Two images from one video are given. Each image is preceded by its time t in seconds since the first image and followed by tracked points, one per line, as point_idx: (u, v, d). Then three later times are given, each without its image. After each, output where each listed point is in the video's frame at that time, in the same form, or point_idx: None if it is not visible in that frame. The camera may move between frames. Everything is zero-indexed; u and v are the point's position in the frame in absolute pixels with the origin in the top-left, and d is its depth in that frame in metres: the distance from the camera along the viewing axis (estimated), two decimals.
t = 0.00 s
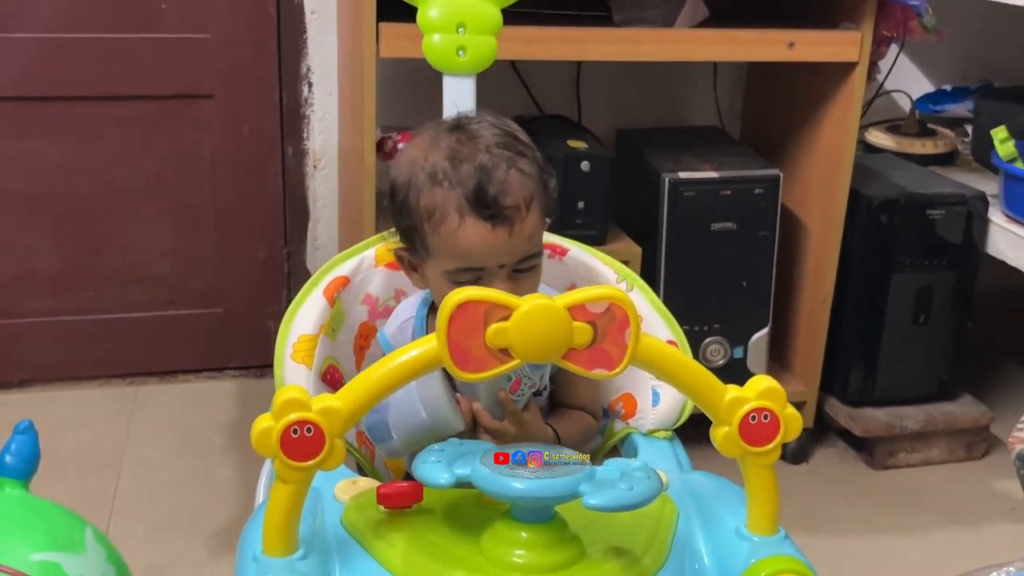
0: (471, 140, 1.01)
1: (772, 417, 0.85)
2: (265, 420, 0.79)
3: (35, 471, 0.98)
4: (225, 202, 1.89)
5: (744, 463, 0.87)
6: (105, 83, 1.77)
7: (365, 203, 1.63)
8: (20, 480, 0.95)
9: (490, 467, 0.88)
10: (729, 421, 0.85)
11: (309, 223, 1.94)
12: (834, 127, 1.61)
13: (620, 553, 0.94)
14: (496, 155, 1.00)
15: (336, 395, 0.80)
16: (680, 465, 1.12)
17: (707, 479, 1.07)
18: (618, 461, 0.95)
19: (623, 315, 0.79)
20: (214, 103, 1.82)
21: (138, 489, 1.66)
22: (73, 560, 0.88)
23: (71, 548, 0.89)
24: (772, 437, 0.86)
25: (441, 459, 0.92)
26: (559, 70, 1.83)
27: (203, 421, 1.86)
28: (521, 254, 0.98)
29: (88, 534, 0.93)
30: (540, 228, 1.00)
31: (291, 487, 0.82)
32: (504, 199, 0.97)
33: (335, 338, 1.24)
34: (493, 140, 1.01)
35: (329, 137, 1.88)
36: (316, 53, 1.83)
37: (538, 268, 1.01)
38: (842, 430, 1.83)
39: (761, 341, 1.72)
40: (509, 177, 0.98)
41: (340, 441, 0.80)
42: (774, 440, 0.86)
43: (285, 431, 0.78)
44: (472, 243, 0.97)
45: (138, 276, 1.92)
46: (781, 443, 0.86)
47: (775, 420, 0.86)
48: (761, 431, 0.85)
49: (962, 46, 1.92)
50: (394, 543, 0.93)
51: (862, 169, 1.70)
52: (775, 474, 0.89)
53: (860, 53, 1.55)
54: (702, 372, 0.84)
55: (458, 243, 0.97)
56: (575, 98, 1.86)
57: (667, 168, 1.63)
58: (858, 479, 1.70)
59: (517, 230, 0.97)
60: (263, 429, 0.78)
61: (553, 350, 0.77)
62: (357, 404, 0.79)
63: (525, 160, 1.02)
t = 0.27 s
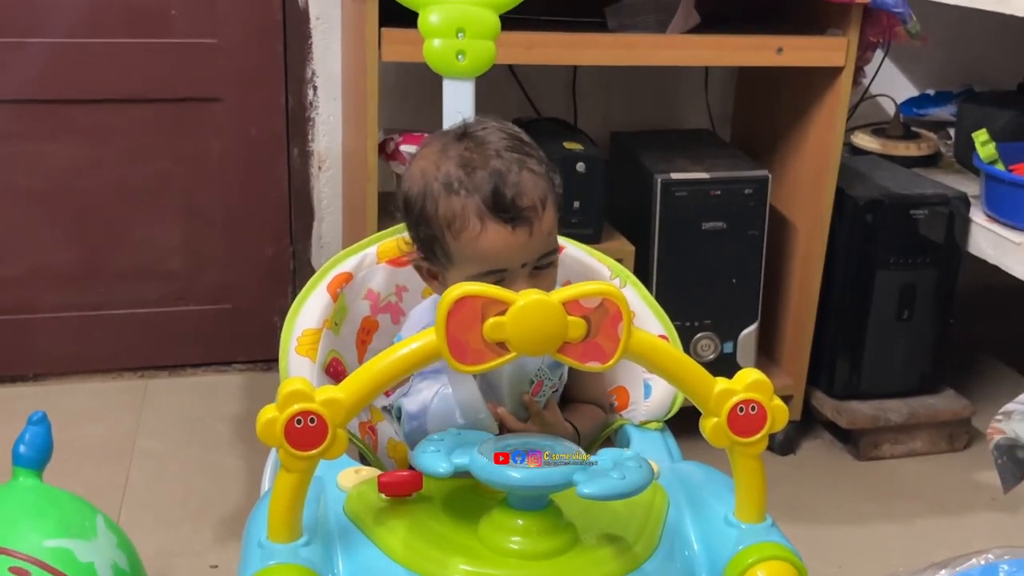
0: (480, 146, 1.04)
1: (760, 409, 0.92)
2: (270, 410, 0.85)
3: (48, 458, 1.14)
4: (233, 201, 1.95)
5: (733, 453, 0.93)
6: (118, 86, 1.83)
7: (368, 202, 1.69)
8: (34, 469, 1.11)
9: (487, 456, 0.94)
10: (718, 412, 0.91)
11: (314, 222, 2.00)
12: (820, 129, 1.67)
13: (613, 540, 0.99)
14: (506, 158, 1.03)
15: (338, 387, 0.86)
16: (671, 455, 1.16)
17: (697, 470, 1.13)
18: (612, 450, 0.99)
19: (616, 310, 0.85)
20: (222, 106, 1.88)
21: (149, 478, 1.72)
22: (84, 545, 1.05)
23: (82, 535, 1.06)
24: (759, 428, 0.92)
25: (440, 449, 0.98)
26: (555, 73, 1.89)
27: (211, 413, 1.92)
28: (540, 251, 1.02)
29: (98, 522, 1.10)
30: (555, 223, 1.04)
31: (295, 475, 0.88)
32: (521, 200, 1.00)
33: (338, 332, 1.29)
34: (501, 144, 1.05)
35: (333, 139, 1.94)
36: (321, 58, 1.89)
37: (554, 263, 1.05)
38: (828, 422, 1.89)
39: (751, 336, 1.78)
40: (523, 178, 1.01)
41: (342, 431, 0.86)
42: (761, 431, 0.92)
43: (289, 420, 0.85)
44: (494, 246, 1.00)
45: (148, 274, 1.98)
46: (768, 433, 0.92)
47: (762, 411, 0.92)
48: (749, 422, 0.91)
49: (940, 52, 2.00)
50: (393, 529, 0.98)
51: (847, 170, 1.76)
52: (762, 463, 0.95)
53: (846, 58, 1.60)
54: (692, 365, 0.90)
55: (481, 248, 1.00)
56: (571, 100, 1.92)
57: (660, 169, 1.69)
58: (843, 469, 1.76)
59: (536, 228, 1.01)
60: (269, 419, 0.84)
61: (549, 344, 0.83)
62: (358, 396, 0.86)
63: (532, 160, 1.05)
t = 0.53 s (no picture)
0: (479, 140, 1.10)
1: (750, 400, 0.97)
2: (273, 401, 0.90)
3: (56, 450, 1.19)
4: (238, 200, 2.00)
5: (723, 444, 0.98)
6: (127, 87, 1.87)
7: (370, 200, 1.73)
8: (43, 459, 1.16)
9: (485, 447, 0.98)
10: (710, 404, 0.96)
11: (317, 220, 2.05)
12: (809, 130, 1.71)
13: (607, 528, 1.02)
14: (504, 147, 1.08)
15: (340, 379, 0.91)
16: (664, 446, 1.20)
17: (690, 461, 1.17)
18: (607, 441, 1.03)
19: (610, 304, 0.90)
20: (228, 107, 1.93)
21: (157, 469, 1.77)
22: (93, 532, 1.10)
23: (90, 524, 1.11)
24: (749, 419, 0.97)
25: (439, 439, 1.02)
26: (553, 75, 1.94)
27: (217, 406, 1.96)
28: (547, 230, 1.06)
29: (106, 510, 1.15)
30: (557, 205, 1.08)
31: (297, 464, 0.93)
32: (524, 181, 1.05)
33: (340, 325, 1.33)
34: (499, 137, 1.10)
35: (336, 139, 1.99)
36: (325, 60, 1.93)
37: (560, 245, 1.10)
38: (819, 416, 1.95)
39: (743, 332, 1.82)
40: (523, 163, 1.06)
41: (343, 421, 0.91)
42: (751, 422, 0.97)
43: (291, 411, 0.89)
44: (503, 228, 1.04)
45: (155, 270, 2.03)
46: (758, 424, 0.97)
47: (753, 403, 0.97)
48: (739, 413, 0.96)
49: (929, 55, 2.04)
50: (393, 517, 1.03)
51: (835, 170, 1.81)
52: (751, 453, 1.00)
53: (836, 61, 1.65)
54: (683, 358, 0.95)
55: (489, 231, 1.04)
56: (569, 101, 1.97)
57: (654, 169, 1.73)
58: (832, 460, 1.81)
59: (540, 207, 1.05)
60: (272, 409, 0.89)
61: (545, 337, 0.88)
62: (358, 388, 0.91)
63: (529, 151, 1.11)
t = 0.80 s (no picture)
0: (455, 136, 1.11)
1: (750, 397, 0.96)
2: (274, 396, 0.90)
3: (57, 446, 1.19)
4: (238, 196, 2.00)
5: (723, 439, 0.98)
6: (127, 84, 1.87)
7: (370, 197, 1.73)
8: (44, 455, 1.16)
9: (485, 443, 0.98)
10: (710, 400, 0.96)
11: (318, 217, 2.05)
12: (810, 127, 1.71)
13: (607, 524, 1.02)
14: (477, 139, 1.09)
15: (341, 374, 0.91)
16: (665, 443, 1.20)
17: (691, 457, 1.16)
18: (607, 437, 1.03)
19: (611, 300, 0.90)
20: (228, 103, 1.92)
21: (156, 466, 1.77)
22: (93, 529, 1.10)
23: (90, 519, 1.10)
24: (749, 415, 0.97)
25: (439, 435, 1.02)
26: (553, 71, 1.94)
27: (217, 403, 1.96)
28: (525, 211, 1.05)
29: (106, 507, 1.15)
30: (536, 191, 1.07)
31: (299, 460, 0.93)
32: (499, 163, 1.05)
33: (340, 322, 1.31)
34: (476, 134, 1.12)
35: (337, 136, 1.99)
36: (325, 56, 1.93)
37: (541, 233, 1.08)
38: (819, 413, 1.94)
39: (743, 329, 1.82)
40: (498, 151, 1.07)
41: (344, 417, 0.91)
42: (752, 418, 0.97)
43: (292, 407, 0.89)
44: (479, 206, 1.03)
45: (156, 267, 2.02)
46: (758, 420, 0.97)
47: (754, 399, 0.97)
48: (740, 410, 0.96)
49: (929, 52, 2.04)
50: (394, 514, 1.02)
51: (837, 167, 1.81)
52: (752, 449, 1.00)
53: (837, 58, 1.64)
54: (684, 354, 0.95)
55: (466, 210, 1.03)
56: (570, 98, 1.97)
57: (655, 165, 1.73)
58: (833, 458, 1.81)
59: (516, 187, 1.05)
60: (273, 405, 0.89)
61: (546, 334, 0.87)
62: (360, 384, 0.91)
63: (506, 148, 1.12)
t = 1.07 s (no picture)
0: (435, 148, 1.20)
1: (747, 391, 0.97)
2: (273, 390, 0.90)
3: (58, 439, 1.19)
4: (238, 191, 2.00)
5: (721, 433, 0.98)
6: (127, 78, 1.87)
7: (369, 192, 1.73)
8: (45, 448, 1.16)
9: (484, 436, 0.99)
10: (708, 395, 0.97)
11: (317, 212, 2.05)
12: (809, 123, 1.72)
13: (606, 518, 1.02)
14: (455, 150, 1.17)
15: (339, 368, 0.91)
16: (663, 436, 1.20)
17: (688, 451, 1.17)
18: (604, 431, 1.04)
19: (609, 294, 0.90)
20: (228, 98, 1.93)
21: (156, 460, 1.77)
22: (94, 521, 1.10)
23: (92, 511, 1.11)
24: (747, 410, 0.98)
25: (437, 429, 1.02)
26: (553, 67, 1.94)
27: (216, 398, 1.97)
28: (488, 205, 1.09)
29: (107, 499, 1.16)
30: (506, 188, 1.12)
31: (299, 453, 0.93)
32: (464, 164, 1.12)
33: (340, 316, 1.31)
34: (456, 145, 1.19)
35: (336, 131, 1.99)
36: (325, 51, 1.93)
37: (511, 228, 1.12)
38: (817, 408, 1.95)
39: (741, 325, 1.82)
40: (467, 155, 1.14)
41: (343, 411, 0.92)
42: (750, 412, 0.98)
43: (292, 400, 0.90)
44: (440, 202, 1.10)
45: (155, 261, 2.03)
46: (756, 414, 0.98)
47: (751, 393, 0.97)
48: (737, 404, 0.97)
49: (928, 48, 2.04)
50: (394, 507, 1.03)
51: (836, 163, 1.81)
52: (750, 443, 1.00)
53: (836, 54, 1.65)
54: (683, 349, 0.95)
55: (428, 207, 1.11)
56: (569, 93, 1.97)
57: (654, 161, 1.73)
58: (831, 453, 1.81)
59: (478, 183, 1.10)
60: (272, 398, 0.90)
61: (544, 328, 0.88)
62: (358, 378, 0.91)
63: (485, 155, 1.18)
